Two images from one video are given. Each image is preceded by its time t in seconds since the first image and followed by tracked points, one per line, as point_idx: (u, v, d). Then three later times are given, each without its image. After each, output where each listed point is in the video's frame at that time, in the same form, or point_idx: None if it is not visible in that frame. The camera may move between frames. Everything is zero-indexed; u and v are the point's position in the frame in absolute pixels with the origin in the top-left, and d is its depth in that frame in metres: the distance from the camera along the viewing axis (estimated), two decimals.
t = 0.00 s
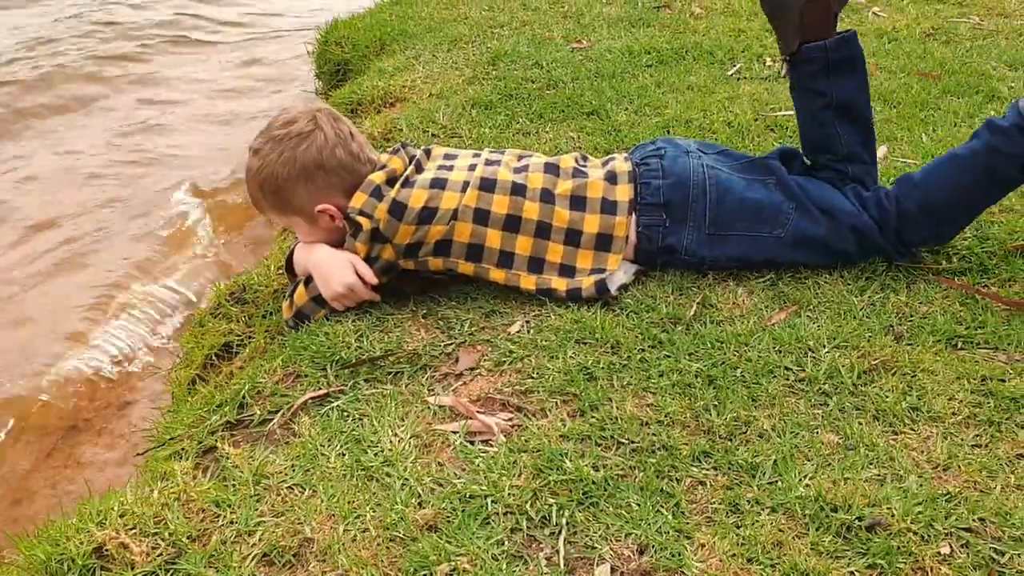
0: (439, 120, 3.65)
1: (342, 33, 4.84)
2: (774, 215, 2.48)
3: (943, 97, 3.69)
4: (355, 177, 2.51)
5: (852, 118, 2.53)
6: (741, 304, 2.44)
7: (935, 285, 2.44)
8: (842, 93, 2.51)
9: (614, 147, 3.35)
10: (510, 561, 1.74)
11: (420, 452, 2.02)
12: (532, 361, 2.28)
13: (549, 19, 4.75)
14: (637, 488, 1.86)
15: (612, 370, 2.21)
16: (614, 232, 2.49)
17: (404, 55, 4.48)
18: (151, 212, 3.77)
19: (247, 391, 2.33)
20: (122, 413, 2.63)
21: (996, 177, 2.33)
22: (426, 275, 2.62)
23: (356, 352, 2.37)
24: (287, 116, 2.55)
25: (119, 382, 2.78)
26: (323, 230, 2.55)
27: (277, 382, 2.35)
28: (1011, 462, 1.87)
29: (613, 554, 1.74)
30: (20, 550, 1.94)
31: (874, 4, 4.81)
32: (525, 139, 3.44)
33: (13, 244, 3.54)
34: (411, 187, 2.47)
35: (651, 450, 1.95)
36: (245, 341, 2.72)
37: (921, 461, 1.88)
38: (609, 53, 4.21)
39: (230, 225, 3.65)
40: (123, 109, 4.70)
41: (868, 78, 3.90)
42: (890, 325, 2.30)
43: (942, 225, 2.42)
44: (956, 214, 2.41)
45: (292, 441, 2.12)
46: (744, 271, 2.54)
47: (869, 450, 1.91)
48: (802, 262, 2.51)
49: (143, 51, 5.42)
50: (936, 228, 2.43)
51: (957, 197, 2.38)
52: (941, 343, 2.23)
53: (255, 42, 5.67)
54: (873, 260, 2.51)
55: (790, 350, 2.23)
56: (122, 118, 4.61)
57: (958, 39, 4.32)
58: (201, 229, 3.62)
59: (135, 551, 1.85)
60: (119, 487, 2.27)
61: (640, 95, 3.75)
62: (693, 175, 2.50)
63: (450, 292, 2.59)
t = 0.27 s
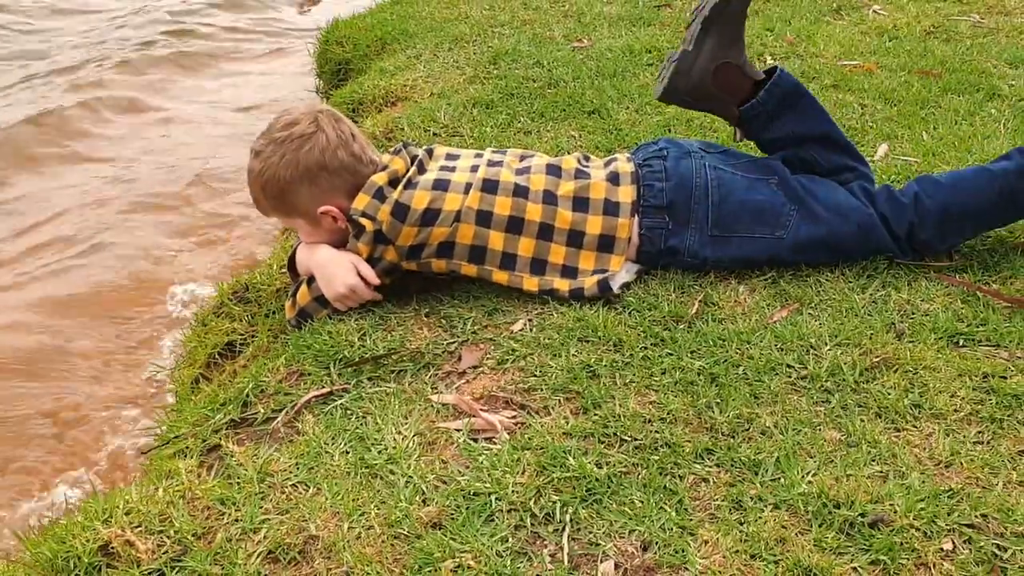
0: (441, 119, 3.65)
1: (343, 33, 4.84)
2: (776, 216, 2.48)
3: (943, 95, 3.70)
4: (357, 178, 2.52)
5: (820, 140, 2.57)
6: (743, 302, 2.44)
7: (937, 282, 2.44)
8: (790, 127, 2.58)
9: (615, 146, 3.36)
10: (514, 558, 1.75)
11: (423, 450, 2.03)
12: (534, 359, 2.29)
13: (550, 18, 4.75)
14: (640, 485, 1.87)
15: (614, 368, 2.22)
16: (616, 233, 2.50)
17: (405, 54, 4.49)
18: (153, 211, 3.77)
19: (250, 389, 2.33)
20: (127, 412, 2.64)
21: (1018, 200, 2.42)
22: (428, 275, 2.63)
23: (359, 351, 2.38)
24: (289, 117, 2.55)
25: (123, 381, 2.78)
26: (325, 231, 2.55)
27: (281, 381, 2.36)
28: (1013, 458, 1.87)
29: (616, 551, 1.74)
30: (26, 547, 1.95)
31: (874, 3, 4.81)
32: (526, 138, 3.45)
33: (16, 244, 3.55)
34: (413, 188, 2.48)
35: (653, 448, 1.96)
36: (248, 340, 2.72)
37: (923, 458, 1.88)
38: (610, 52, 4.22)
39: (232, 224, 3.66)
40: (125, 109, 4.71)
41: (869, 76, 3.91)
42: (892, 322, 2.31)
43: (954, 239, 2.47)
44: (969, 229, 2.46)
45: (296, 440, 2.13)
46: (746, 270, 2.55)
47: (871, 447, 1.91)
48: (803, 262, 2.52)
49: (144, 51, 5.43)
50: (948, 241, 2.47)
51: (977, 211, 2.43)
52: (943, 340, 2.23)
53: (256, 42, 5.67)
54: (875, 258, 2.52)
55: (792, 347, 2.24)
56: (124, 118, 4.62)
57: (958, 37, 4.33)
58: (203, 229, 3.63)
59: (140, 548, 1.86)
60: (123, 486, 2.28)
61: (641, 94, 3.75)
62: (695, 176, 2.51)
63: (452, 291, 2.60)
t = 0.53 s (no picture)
0: (443, 119, 3.65)
1: (345, 33, 4.85)
2: (780, 213, 2.48)
3: (946, 94, 3.70)
4: (359, 177, 2.52)
5: (833, 141, 2.55)
6: (747, 301, 2.44)
7: (941, 281, 2.45)
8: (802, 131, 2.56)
9: (618, 145, 3.36)
10: (521, 557, 1.75)
11: (429, 450, 2.03)
12: (539, 359, 2.29)
13: (552, 18, 4.75)
14: (646, 484, 1.87)
15: (619, 368, 2.22)
16: (619, 233, 2.50)
17: (407, 54, 4.49)
18: (156, 212, 3.77)
19: (255, 390, 2.34)
20: (131, 413, 2.64)
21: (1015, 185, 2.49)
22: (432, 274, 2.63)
23: (364, 351, 2.38)
24: (291, 117, 2.56)
25: (127, 382, 2.79)
26: (328, 231, 2.55)
27: (286, 381, 2.36)
28: (1019, 457, 1.87)
29: (623, 550, 1.74)
30: (32, 548, 1.95)
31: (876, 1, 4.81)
32: (529, 138, 3.45)
33: (20, 245, 3.55)
34: (416, 187, 2.47)
35: (659, 447, 1.96)
36: (252, 340, 2.72)
37: (929, 456, 1.88)
38: (612, 51, 4.22)
39: (235, 225, 3.66)
40: (127, 109, 4.71)
41: (871, 75, 3.91)
42: (896, 321, 2.31)
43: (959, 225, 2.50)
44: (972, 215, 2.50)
45: (302, 440, 2.13)
46: (749, 268, 2.55)
47: (877, 446, 1.91)
48: (807, 260, 2.52)
49: (146, 53, 5.43)
50: (954, 225, 2.49)
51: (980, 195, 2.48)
52: (947, 339, 2.23)
53: (257, 43, 5.67)
54: (878, 255, 2.52)
55: (797, 346, 2.24)
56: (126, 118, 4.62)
57: (960, 35, 4.33)
58: (206, 229, 3.63)
59: (147, 549, 1.86)
60: (128, 487, 2.28)
61: (644, 94, 3.75)
62: (698, 174, 2.51)
63: (456, 291, 2.60)
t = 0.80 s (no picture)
0: (444, 118, 3.65)
1: (345, 32, 4.84)
2: (782, 211, 2.47)
3: (947, 92, 3.69)
4: (361, 177, 2.52)
5: (844, 133, 2.53)
6: (749, 299, 2.44)
7: (944, 279, 2.44)
8: (817, 116, 2.52)
9: (619, 144, 3.35)
10: (523, 557, 1.74)
11: (431, 449, 2.02)
12: (541, 358, 2.29)
13: (552, 16, 4.74)
14: (649, 483, 1.86)
15: (621, 366, 2.21)
16: (621, 231, 2.49)
17: (407, 53, 4.48)
18: (156, 212, 3.77)
19: (256, 389, 2.33)
20: (132, 413, 2.63)
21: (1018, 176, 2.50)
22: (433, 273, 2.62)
23: (365, 351, 2.37)
24: (292, 117, 2.55)
25: (128, 382, 2.78)
26: (330, 230, 2.55)
27: (287, 381, 2.35)
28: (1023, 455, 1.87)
29: (626, 550, 1.74)
30: (33, 549, 1.94)
31: None
32: (530, 136, 3.44)
33: (20, 245, 3.55)
34: (417, 186, 2.47)
35: (662, 446, 1.95)
36: (253, 339, 2.72)
37: (932, 454, 1.88)
38: (612, 50, 4.21)
39: (235, 224, 3.65)
40: (127, 110, 4.70)
41: (872, 73, 3.90)
42: (899, 319, 2.30)
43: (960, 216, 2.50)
44: (974, 206, 2.50)
45: (303, 439, 2.12)
46: (751, 267, 2.55)
47: (881, 444, 1.91)
48: (809, 258, 2.52)
49: (145, 52, 5.43)
50: (955, 216, 2.49)
51: (980, 184, 2.49)
52: (950, 337, 2.23)
53: (257, 42, 5.66)
54: (880, 253, 2.52)
55: (799, 345, 2.23)
56: (126, 118, 4.62)
57: (961, 33, 4.33)
58: (206, 229, 3.63)
59: (148, 549, 1.85)
60: (129, 487, 2.28)
61: (644, 92, 3.75)
62: (700, 172, 2.50)
63: (458, 290, 2.59)
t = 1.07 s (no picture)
0: (444, 118, 3.65)
1: (345, 33, 4.84)
2: (783, 211, 2.47)
3: (947, 91, 3.69)
4: (363, 178, 2.52)
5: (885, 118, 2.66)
6: (749, 299, 2.44)
7: (944, 279, 2.44)
8: (873, 89, 2.62)
9: (619, 144, 3.35)
10: (524, 557, 1.75)
11: (432, 450, 2.03)
12: (542, 358, 2.29)
13: (552, 17, 4.75)
14: (649, 483, 1.87)
15: (622, 367, 2.22)
16: (622, 230, 2.49)
17: (407, 54, 4.49)
18: (157, 213, 3.77)
19: (257, 390, 2.33)
20: (133, 414, 2.64)
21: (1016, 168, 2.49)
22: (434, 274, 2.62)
23: (366, 351, 2.38)
24: (294, 118, 2.56)
25: (129, 382, 2.79)
26: (331, 232, 2.55)
27: (288, 382, 2.36)
28: None
29: (627, 550, 1.74)
30: (35, 550, 1.95)
31: None
32: (530, 137, 3.44)
33: (21, 246, 3.55)
34: (418, 187, 2.47)
35: (662, 446, 1.96)
36: (254, 340, 2.72)
37: (933, 454, 1.88)
38: (612, 50, 4.22)
39: (235, 225, 3.65)
40: (126, 111, 4.71)
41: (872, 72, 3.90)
42: (899, 319, 2.30)
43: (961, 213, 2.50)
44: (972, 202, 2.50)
45: (304, 440, 2.12)
46: (751, 267, 2.55)
47: (881, 444, 1.91)
48: (809, 257, 2.52)
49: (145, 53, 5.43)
50: (954, 215, 2.49)
51: (979, 180, 2.48)
52: (950, 337, 2.23)
53: (257, 43, 5.67)
54: (881, 252, 2.52)
55: (800, 344, 2.23)
56: (126, 119, 4.62)
57: (960, 33, 4.33)
58: (206, 230, 3.63)
59: (150, 550, 1.86)
60: (131, 488, 2.28)
61: (644, 93, 3.75)
62: (701, 172, 2.50)
63: (458, 291, 2.60)
